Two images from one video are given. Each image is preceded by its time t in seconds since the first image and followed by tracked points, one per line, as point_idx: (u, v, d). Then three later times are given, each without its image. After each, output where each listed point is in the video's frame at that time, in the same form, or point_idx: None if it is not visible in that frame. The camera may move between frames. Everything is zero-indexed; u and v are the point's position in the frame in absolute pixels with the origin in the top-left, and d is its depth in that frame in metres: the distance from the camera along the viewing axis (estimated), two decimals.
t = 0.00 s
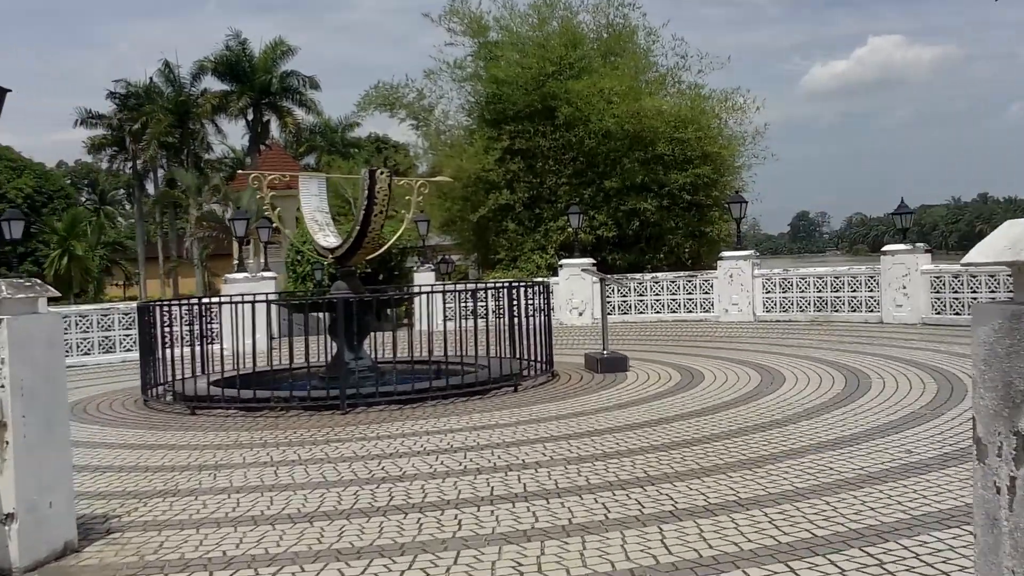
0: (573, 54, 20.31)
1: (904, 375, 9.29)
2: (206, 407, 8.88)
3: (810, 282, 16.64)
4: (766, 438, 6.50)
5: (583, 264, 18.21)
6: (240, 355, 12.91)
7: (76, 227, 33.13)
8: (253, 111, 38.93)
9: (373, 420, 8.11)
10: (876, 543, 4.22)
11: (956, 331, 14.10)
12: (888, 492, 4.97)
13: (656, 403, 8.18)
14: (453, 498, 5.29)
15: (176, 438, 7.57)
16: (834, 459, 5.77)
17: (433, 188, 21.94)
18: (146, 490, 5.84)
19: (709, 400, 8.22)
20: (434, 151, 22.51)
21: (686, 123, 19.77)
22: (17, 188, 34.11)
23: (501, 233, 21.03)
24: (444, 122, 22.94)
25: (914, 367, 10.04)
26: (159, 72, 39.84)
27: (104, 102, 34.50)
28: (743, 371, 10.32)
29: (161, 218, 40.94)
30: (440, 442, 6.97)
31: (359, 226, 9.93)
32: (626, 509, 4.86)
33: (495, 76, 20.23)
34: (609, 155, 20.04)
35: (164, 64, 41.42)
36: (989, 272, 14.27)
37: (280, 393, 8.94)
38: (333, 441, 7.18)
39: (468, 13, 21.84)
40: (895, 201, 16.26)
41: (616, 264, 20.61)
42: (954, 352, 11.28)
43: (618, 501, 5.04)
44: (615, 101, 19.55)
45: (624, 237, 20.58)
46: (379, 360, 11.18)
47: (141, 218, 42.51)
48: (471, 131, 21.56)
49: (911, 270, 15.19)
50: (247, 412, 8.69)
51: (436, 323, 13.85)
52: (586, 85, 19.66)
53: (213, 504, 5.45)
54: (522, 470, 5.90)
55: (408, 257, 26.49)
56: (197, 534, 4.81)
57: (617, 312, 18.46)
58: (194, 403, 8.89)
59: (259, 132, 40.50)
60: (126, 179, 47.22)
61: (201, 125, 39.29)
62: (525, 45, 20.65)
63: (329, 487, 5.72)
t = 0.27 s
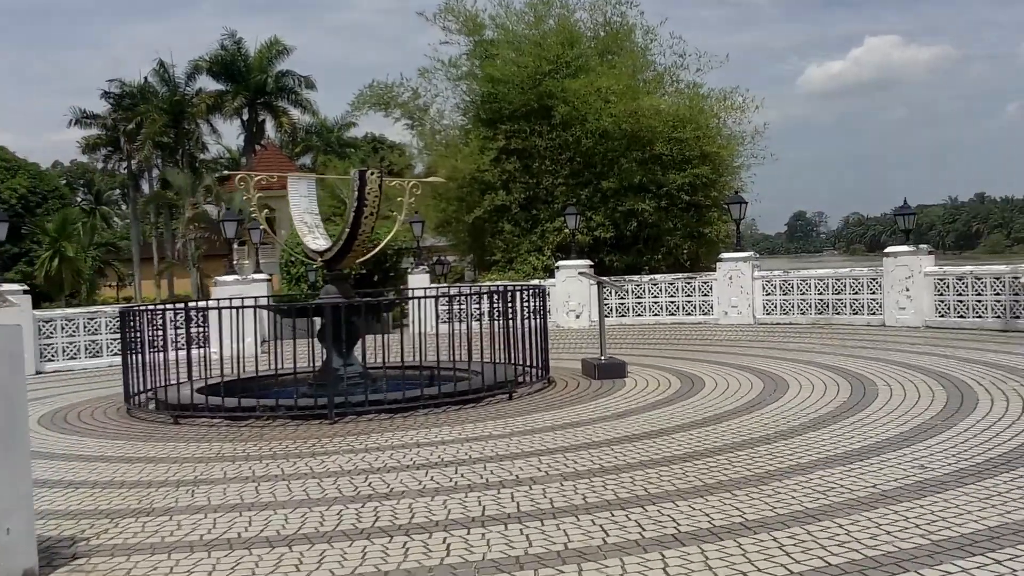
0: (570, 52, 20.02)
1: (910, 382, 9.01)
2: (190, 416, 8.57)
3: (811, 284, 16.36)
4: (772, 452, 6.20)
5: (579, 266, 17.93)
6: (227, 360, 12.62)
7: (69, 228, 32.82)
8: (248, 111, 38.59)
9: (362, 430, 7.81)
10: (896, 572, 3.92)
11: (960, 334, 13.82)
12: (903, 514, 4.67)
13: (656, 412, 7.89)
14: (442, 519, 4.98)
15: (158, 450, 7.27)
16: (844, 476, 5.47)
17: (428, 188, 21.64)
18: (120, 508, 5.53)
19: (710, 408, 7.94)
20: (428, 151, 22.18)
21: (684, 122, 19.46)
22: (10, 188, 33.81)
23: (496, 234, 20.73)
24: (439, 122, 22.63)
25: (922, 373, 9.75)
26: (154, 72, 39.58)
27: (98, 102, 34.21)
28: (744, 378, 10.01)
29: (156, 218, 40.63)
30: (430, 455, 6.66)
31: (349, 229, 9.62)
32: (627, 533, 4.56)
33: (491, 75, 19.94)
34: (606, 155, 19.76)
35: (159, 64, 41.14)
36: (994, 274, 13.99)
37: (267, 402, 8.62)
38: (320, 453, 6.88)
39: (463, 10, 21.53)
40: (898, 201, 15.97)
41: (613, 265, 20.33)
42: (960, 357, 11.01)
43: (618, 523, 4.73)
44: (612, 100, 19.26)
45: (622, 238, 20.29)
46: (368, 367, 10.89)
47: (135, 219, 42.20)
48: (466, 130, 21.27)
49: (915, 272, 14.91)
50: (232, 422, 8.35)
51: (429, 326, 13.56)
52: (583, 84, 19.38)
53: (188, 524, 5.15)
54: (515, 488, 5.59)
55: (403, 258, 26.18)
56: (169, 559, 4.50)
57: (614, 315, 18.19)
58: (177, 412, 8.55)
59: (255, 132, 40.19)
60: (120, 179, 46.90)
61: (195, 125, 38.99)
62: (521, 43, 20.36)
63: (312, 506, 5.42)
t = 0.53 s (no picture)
0: (567, 50, 19.72)
1: (919, 388, 8.73)
2: (174, 424, 8.26)
3: (812, 286, 16.09)
4: (779, 465, 5.92)
5: (577, 268, 17.65)
6: (217, 364, 12.32)
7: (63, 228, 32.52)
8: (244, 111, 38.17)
9: (351, 440, 7.52)
10: None
11: (966, 337, 13.54)
12: (922, 535, 4.39)
13: (657, 421, 7.61)
14: (431, 540, 4.69)
15: (139, 462, 6.98)
16: (857, 493, 5.19)
17: (424, 188, 21.35)
18: (94, 526, 5.25)
19: (713, 417, 7.66)
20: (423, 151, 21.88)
21: (684, 122, 19.15)
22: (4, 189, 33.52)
23: (493, 235, 20.44)
24: (435, 121, 22.33)
25: (930, 379, 9.47)
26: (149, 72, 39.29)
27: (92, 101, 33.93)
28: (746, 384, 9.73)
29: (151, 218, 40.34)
30: (421, 468, 6.38)
31: (339, 230, 9.32)
32: (628, 556, 4.27)
33: (487, 73, 19.65)
34: (604, 155, 19.48)
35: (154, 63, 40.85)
36: (1000, 276, 13.71)
37: (254, 409, 8.33)
38: (308, 465, 6.59)
39: (459, 8, 21.23)
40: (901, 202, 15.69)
41: (611, 267, 20.04)
42: (968, 362, 10.74)
43: (618, 545, 4.45)
44: (611, 99, 18.97)
45: (620, 239, 20.01)
46: (360, 373, 10.60)
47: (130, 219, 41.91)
48: (462, 130, 20.98)
49: (919, 274, 14.63)
50: (218, 431, 8.05)
51: (424, 329, 13.28)
52: (580, 83, 19.09)
53: (164, 545, 4.86)
54: (509, 505, 5.31)
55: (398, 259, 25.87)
56: None
57: (613, 317, 17.92)
58: (161, 421, 8.25)
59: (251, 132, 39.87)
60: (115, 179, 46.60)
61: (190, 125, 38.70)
62: (517, 42, 20.07)
63: (296, 524, 5.13)
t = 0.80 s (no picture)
0: (564, 50, 19.42)
1: (928, 398, 8.44)
2: (157, 436, 7.95)
3: (814, 289, 15.81)
4: (787, 483, 5.63)
5: (575, 270, 17.37)
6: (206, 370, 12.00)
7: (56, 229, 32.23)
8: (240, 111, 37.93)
9: (340, 453, 7.23)
10: None
11: (972, 342, 13.27)
12: (945, 563, 4.11)
13: (658, 432, 7.31)
14: (421, 568, 4.39)
15: (117, 476, 6.69)
16: (872, 515, 4.90)
17: (419, 189, 21.04)
18: (64, 550, 4.94)
19: (716, 428, 7.37)
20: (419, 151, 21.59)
21: (683, 122, 18.85)
22: None
23: (489, 237, 20.15)
24: (431, 121, 22.02)
25: (938, 388, 9.18)
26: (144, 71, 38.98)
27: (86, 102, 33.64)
28: (749, 392, 9.45)
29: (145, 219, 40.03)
30: (410, 484, 6.07)
31: (329, 234, 9.02)
32: None
33: (483, 72, 19.37)
34: (602, 155, 19.20)
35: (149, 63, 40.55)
36: (1006, 279, 13.43)
37: (240, 420, 8.03)
38: (294, 481, 6.30)
39: (455, 7, 20.92)
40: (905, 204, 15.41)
41: (609, 269, 19.75)
42: (976, 369, 10.46)
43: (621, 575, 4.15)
44: (608, 99, 18.69)
45: (619, 241, 19.73)
46: (352, 381, 10.31)
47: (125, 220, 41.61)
48: (458, 130, 20.70)
49: (923, 277, 14.34)
50: (203, 442, 7.75)
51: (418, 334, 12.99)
52: (578, 82, 18.81)
53: (136, 571, 4.56)
54: (503, 528, 5.01)
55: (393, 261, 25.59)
56: None
57: (610, 320, 17.65)
58: (144, 432, 7.95)
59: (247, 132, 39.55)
60: (110, 180, 46.25)
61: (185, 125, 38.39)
62: (514, 41, 19.77)
63: (278, 549, 4.82)
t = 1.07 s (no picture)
0: (557, 49, 19.15)
1: (928, 409, 8.19)
2: (132, 450, 7.65)
3: (810, 292, 15.55)
4: (786, 505, 5.37)
5: (567, 274, 17.08)
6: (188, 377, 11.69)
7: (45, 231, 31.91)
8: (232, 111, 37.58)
9: (320, 469, 6.94)
10: None
11: (971, 347, 13.01)
12: None
13: (650, 447, 7.05)
14: None
15: (85, 496, 6.39)
16: (878, 542, 4.62)
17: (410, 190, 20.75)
18: None
19: (709, 443, 7.10)
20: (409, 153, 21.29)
21: (677, 122, 18.59)
22: None
23: (481, 239, 19.86)
24: (422, 122, 21.73)
25: (938, 398, 8.93)
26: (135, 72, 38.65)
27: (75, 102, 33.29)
28: (745, 402, 9.19)
29: (135, 220, 39.68)
30: (391, 505, 5.79)
31: (312, 240, 8.72)
32: None
33: (475, 72, 19.10)
34: (595, 156, 18.92)
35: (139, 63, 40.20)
36: (1006, 283, 13.17)
37: (218, 433, 7.73)
38: (272, 501, 6.02)
39: (446, 6, 20.62)
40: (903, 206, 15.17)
41: (602, 272, 19.47)
42: (977, 377, 10.21)
43: None
44: (601, 99, 18.43)
45: (612, 243, 19.45)
46: (338, 391, 10.02)
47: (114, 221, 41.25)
48: (449, 131, 20.42)
49: (921, 280, 14.09)
50: (178, 457, 7.44)
51: (407, 340, 12.72)
52: (570, 83, 18.55)
53: None
54: (488, 556, 4.73)
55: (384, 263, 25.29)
56: None
57: (603, 324, 17.35)
58: (117, 446, 7.65)
59: (239, 133, 39.23)
60: (100, 180, 45.87)
61: (176, 126, 38.04)
62: (506, 41, 19.49)
63: None
